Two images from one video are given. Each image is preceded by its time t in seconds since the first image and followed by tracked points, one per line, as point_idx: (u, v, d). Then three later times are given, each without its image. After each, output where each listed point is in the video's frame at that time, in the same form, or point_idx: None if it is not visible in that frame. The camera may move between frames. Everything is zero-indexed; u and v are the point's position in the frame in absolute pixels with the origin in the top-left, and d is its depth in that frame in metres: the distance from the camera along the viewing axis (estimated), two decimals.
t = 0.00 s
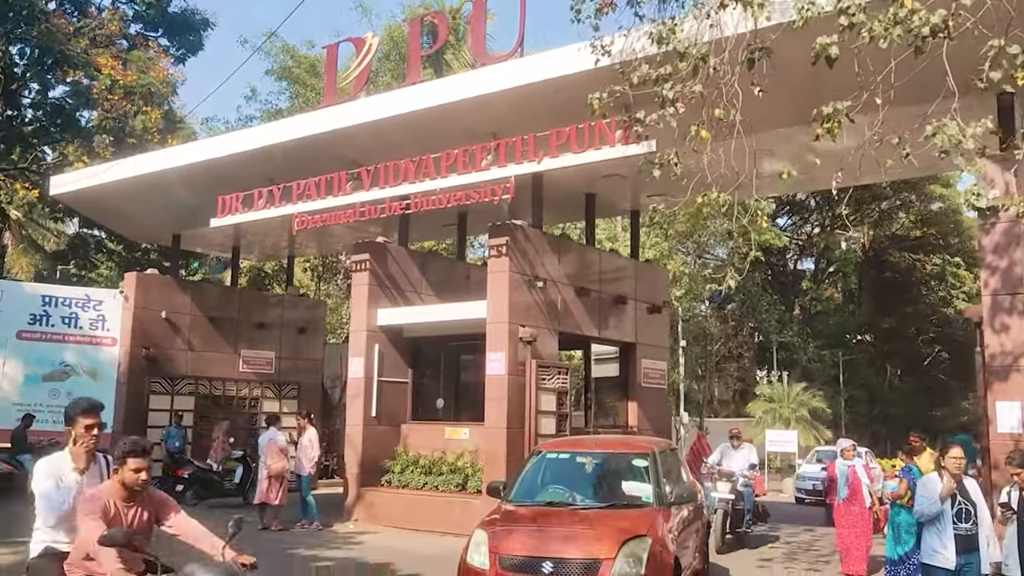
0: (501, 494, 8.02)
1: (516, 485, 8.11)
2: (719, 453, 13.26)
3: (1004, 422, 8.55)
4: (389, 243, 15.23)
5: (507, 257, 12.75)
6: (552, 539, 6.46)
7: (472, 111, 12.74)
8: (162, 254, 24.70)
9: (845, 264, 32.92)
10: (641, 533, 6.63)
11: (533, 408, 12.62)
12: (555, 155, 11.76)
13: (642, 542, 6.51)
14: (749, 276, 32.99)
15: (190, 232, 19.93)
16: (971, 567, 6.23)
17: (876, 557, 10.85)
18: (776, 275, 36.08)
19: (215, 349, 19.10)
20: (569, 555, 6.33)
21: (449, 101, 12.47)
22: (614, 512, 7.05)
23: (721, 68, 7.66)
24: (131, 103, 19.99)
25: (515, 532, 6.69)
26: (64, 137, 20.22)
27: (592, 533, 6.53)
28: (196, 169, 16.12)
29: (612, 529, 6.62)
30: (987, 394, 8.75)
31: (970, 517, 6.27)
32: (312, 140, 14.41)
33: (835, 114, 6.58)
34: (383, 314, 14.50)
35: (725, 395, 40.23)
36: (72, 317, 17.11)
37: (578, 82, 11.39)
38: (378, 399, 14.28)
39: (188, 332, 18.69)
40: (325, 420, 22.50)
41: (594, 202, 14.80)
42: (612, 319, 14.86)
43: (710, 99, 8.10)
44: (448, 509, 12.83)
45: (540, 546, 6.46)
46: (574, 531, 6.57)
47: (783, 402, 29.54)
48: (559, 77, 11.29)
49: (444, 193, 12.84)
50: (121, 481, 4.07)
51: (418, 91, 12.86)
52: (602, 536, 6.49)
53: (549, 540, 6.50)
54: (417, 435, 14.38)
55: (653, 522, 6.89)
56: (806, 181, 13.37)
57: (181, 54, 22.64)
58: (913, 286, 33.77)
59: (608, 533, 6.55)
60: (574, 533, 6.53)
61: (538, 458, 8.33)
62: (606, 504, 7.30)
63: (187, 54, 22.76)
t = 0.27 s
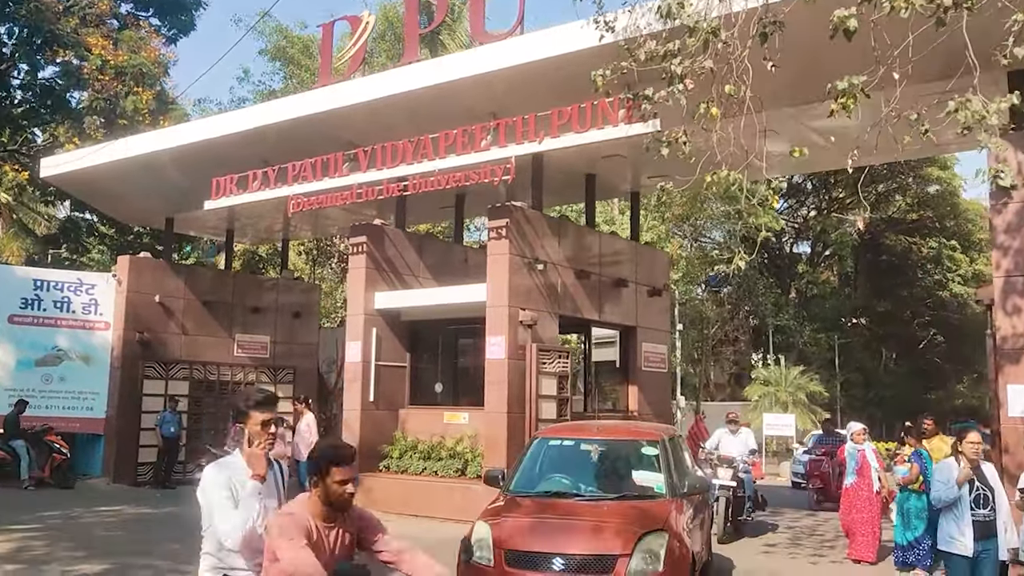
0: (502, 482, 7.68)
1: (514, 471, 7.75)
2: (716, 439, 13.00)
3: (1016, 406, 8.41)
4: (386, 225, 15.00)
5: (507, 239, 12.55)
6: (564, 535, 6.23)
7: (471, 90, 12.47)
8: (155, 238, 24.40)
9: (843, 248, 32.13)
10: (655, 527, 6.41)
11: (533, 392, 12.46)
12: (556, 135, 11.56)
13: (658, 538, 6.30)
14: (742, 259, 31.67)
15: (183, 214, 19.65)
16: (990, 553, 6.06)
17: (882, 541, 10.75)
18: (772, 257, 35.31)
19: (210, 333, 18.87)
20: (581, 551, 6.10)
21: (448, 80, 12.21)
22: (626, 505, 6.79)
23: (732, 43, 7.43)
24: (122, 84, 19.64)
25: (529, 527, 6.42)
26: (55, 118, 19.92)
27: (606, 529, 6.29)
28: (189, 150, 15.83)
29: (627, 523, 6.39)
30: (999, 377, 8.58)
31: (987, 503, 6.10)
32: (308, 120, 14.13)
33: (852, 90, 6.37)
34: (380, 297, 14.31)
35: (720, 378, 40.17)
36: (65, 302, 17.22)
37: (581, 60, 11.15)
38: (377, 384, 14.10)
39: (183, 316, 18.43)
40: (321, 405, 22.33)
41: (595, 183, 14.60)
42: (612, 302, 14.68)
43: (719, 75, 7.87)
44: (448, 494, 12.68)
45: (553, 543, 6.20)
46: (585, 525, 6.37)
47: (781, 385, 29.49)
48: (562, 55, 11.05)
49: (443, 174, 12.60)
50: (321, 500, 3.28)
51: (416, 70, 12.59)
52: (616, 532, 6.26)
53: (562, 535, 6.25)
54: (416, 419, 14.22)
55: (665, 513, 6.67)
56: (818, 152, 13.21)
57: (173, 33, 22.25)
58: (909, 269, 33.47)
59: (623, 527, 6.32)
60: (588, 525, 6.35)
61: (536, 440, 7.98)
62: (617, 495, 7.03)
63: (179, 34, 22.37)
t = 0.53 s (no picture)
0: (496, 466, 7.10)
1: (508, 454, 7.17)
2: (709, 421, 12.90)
3: (1019, 387, 8.39)
4: (379, 204, 14.81)
5: (503, 217, 12.39)
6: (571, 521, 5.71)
7: (468, 66, 12.25)
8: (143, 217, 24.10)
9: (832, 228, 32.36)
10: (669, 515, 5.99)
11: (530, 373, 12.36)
12: (555, 112, 11.41)
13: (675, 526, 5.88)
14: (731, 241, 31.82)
15: (172, 193, 19.37)
16: (998, 535, 6.06)
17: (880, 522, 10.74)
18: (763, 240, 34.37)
19: (200, 313, 18.66)
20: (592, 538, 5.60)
21: (445, 55, 12.00)
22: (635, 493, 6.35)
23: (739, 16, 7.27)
24: (109, 60, 19.30)
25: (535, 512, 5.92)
26: (40, 95, 19.58)
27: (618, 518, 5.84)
28: (178, 128, 15.55)
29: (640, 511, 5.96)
30: (1001, 357, 8.54)
31: (997, 485, 6.10)
32: (300, 97, 13.88)
33: (865, 64, 6.23)
34: (374, 277, 14.14)
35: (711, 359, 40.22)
36: (52, 281, 17.00)
37: (581, 35, 10.97)
38: (371, 364, 13.97)
39: (173, 296, 18.21)
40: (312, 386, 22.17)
41: (591, 161, 14.45)
42: (608, 282, 14.57)
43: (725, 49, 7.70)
44: (444, 475, 12.60)
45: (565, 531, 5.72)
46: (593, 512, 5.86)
47: (772, 366, 29.57)
48: (561, 30, 10.87)
49: (439, 152, 12.42)
50: (666, 528, 2.68)
51: (411, 45, 12.37)
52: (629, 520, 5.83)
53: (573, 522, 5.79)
54: (410, 400, 14.10)
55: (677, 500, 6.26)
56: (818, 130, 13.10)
57: (160, 9, 21.86)
58: (898, 251, 33.49)
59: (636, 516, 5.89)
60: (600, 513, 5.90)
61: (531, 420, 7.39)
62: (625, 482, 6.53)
63: (166, 9, 21.98)
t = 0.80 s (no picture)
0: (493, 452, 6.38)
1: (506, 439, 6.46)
2: (703, 398, 12.83)
3: (1018, 363, 8.41)
4: (371, 179, 14.62)
5: (498, 193, 12.25)
6: (589, 510, 5.04)
7: (462, 38, 12.05)
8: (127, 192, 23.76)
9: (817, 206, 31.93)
10: (693, 498, 5.28)
11: (524, 350, 12.27)
12: (552, 86, 11.27)
13: (702, 510, 5.19)
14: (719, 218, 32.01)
15: (158, 167, 19.06)
16: (1005, 510, 6.10)
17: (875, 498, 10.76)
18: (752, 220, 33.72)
19: (188, 290, 18.43)
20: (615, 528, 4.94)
21: (438, 27, 11.78)
22: (651, 475, 5.64)
23: None
24: (93, 31, 18.95)
25: (539, 494, 5.27)
26: (22, 67, 19.14)
27: (638, 503, 5.14)
28: (165, 100, 15.24)
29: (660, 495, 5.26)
30: (1001, 332, 8.56)
31: (1005, 460, 6.10)
32: (290, 69, 13.61)
33: (877, 34, 6.14)
34: (366, 252, 13.99)
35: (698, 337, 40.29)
36: (36, 257, 16.79)
37: (579, 6, 10.79)
38: (363, 340, 13.84)
39: (160, 272, 17.96)
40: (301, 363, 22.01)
41: (585, 136, 14.33)
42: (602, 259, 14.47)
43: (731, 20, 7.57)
44: (438, 453, 12.52)
45: (578, 516, 5.02)
46: (610, 499, 5.19)
47: (761, 343, 29.70)
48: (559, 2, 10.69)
49: (432, 126, 12.23)
50: None
51: (404, 16, 12.12)
52: (650, 504, 5.12)
53: (586, 506, 5.11)
54: (403, 377, 13.98)
55: (700, 482, 5.58)
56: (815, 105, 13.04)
57: None
58: (883, 230, 33.90)
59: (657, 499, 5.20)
60: (615, 497, 5.21)
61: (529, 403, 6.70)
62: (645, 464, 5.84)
63: None
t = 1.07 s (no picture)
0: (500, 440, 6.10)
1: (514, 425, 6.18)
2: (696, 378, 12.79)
3: (1018, 339, 8.22)
4: (361, 156, 14.39)
5: (492, 170, 12.08)
6: (617, 506, 4.73)
7: (455, 12, 11.81)
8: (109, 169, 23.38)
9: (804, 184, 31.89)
10: (725, 491, 5.00)
11: (518, 329, 12.15)
12: (548, 61, 11.08)
13: (736, 503, 4.91)
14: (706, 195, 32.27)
15: (141, 143, 18.72)
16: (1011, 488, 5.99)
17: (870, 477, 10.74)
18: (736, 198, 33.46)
19: (172, 268, 18.15)
20: (647, 524, 4.64)
21: None
22: (672, 464, 5.43)
23: None
24: (74, 3, 18.53)
25: (562, 489, 4.94)
26: None
27: (667, 496, 4.84)
28: (148, 75, 14.92)
29: (689, 487, 4.96)
30: (998, 313, 8.38)
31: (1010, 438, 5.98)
32: (277, 43, 13.32)
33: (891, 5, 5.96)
34: (356, 231, 13.79)
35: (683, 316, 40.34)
36: (17, 234, 16.48)
37: None
38: (353, 319, 13.68)
39: (144, 250, 17.66)
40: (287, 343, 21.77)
41: (578, 113, 14.14)
42: (594, 238, 14.34)
43: None
44: (431, 433, 12.41)
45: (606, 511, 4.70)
46: (638, 493, 4.88)
47: (747, 321, 29.73)
48: None
49: (425, 102, 12.01)
50: None
51: None
52: (681, 498, 4.82)
53: (613, 501, 4.79)
54: (394, 356, 13.91)
55: (727, 473, 5.31)
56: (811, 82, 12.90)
57: None
58: (865, 209, 34.18)
59: (687, 492, 4.90)
60: (643, 490, 4.91)
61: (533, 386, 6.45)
62: (665, 454, 5.63)
63: None
